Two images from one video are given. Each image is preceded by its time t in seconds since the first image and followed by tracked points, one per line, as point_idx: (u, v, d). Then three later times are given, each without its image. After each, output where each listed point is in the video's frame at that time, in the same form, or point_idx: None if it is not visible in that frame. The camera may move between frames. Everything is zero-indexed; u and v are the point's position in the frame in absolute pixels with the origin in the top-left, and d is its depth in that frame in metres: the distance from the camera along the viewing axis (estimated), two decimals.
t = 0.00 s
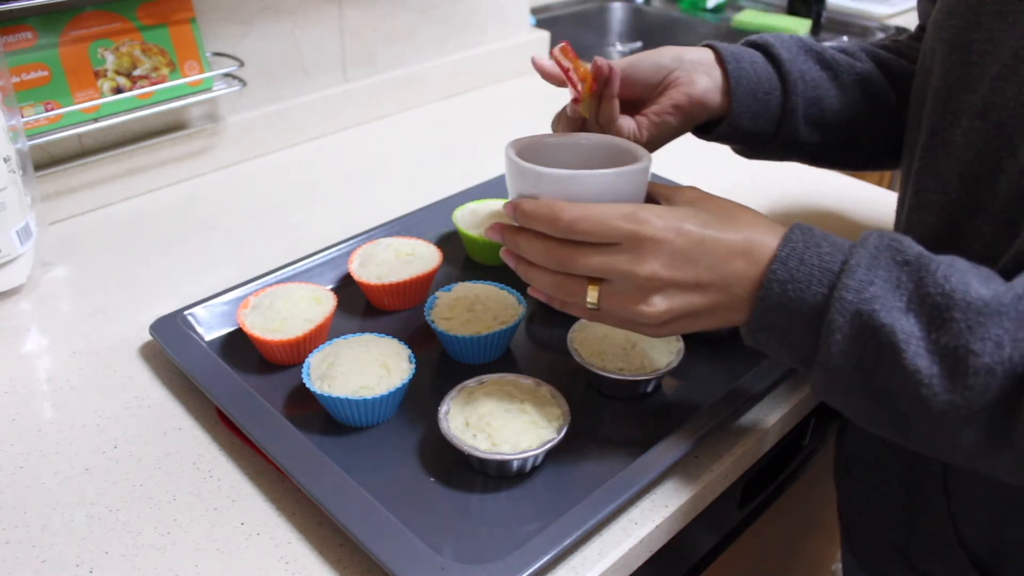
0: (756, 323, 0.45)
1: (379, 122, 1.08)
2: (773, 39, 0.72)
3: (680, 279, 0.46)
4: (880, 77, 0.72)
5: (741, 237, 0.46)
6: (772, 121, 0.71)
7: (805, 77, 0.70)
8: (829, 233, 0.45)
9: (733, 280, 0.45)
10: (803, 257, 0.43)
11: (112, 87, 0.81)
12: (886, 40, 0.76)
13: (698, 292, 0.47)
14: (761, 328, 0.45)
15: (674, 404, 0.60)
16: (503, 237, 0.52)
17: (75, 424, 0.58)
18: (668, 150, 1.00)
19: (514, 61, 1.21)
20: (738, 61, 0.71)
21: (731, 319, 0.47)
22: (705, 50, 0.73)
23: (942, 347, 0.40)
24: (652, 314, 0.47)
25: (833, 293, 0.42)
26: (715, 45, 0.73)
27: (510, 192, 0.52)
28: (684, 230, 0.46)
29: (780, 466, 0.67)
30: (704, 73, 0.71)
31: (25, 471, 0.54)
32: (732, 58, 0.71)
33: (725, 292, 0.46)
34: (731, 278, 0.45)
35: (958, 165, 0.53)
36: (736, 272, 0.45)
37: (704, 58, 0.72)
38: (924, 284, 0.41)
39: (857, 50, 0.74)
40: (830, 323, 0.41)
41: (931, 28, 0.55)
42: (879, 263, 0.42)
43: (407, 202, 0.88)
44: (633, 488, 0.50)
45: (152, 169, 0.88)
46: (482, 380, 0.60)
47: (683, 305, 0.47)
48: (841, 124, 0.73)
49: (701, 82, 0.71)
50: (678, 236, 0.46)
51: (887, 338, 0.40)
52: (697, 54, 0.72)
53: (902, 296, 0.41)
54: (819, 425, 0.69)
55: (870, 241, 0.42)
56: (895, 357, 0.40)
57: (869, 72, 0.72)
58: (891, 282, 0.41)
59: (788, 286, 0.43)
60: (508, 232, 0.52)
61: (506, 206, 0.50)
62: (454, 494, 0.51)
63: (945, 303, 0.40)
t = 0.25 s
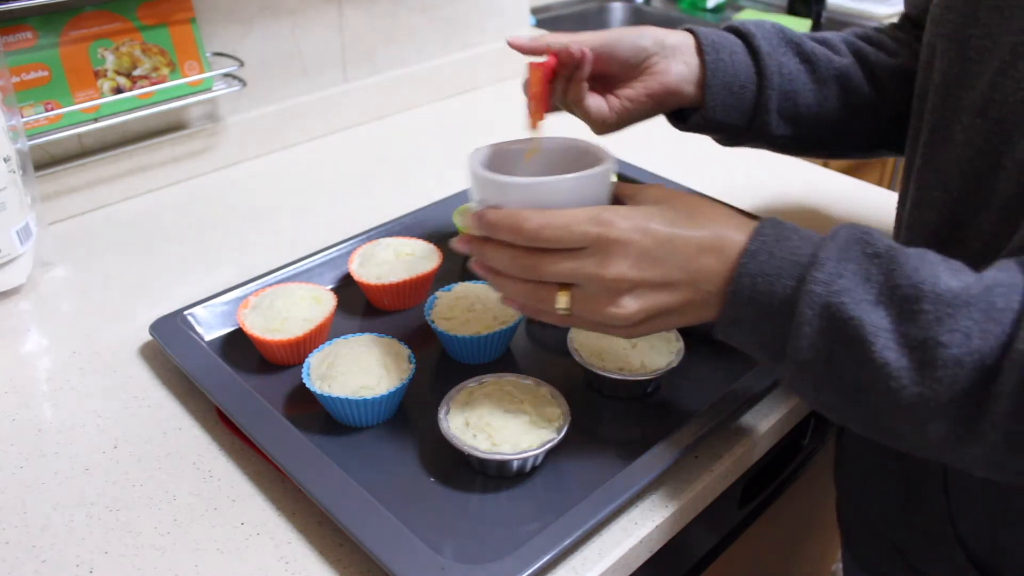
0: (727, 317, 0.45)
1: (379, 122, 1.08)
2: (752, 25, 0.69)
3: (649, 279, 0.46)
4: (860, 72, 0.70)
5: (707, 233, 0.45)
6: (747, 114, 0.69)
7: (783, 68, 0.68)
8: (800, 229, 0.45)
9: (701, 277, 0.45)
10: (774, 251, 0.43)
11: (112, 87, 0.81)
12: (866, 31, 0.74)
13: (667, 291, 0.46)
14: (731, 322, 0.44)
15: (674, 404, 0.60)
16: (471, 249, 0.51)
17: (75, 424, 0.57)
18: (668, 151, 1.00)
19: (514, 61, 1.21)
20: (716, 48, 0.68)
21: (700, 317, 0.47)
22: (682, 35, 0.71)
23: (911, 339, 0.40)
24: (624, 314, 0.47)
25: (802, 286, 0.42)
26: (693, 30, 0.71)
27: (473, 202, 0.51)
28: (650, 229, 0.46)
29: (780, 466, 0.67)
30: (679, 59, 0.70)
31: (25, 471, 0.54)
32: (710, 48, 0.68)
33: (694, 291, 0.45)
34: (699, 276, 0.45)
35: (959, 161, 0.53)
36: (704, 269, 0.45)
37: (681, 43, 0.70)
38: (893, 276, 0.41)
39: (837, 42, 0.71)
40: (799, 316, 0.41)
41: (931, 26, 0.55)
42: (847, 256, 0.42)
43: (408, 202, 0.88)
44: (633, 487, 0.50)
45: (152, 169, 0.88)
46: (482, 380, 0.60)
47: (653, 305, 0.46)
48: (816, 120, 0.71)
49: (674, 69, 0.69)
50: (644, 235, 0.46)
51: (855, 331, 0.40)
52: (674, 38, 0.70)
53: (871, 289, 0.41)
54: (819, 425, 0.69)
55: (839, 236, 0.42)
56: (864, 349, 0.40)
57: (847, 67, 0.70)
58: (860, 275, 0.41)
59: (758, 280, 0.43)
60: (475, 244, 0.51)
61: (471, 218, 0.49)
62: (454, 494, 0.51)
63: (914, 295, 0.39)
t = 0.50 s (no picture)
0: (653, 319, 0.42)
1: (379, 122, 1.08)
2: None
3: (576, 283, 0.43)
4: (791, 48, 0.69)
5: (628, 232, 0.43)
6: (671, 85, 0.68)
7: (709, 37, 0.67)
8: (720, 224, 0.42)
9: (626, 279, 0.43)
10: (696, 246, 0.41)
11: (112, 87, 0.81)
12: (812, 9, 0.72)
13: (596, 294, 0.44)
14: (660, 322, 0.42)
15: (675, 404, 0.60)
16: (397, 267, 0.48)
17: (75, 424, 0.58)
18: (668, 151, 1.00)
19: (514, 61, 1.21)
20: (644, 15, 0.65)
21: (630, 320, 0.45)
22: None
23: (838, 329, 0.38)
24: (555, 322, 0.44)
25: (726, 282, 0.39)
26: None
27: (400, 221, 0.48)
28: (571, 231, 0.44)
29: (780, 466, 0.67)
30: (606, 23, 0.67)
31: (25, 471, 0.54)
32: (639, 15, 0.65)
33: (624, 293, 0.43)
34: (624, 277, 0.43)
35: (953, 162, 0.52)
36: (630, 269, 0.43)
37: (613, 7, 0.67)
38: (817, 267, 0.39)
39: (775, 17, 0.70)
40: (723, 313, 0.39)
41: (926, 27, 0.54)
42: (770, 249, 0.39)
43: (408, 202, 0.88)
44: (633, 487, 0.50)
45: (151, 169, 0.88)
46: (482, 380, 0.60)
47: (583, 309, 0.44)
48: (739, 95, 0.70)
49: (598, 33, 0.66)
50: (565, 238, 0.43)
51: (781, 325, 0.38)
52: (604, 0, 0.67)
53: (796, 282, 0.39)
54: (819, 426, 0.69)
55: (763, 230, 0.40)
56: (791, 343, 0.38)
57: (779, 43, 0.68)
58: (784, 268, 0.39)
59: (683, 276, 0.40)
60: (400, 261, 0.48)
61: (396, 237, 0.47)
62: (454, 494, 0.51)
63: (838, 285, 0.38)
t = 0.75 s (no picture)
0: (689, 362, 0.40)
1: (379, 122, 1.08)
2: (586, 7, 0.66)
3: (604, 328, 0.41)
4: (703, 51, 0.68)
5: (651, 273, 0.41)
6: (581, 101, 0.67)
7: (609, 53, 0.66)
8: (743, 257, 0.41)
9: (653, 321, 0.41)
10: (721, 282, 0.39)
11: (112, 87, 0.81)
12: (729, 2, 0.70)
13: (626, 338, 0.41)
14: (683, 361, 0.40)
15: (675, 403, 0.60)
16: (417, 316, 0.47)
17: (75, 424, 0.58)
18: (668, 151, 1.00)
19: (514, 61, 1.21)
20: (545, 39, 0.65)
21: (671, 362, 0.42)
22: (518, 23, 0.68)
23: (868, 365, 0.37)
24: (584, 369, 0.42)
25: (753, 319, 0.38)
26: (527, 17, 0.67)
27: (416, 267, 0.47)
28: (593, 274, 0.41)
29: (779, 466, 0.67)
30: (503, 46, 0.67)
31: (25, 471, 0.54)
32: (540, 39, 0.64)
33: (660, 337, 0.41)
34: (653, 320, 0.41)
35: (945, 170, 0.52)
36: (656, 311, 0.41)
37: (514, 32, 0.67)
38: (846, 303, 0.37)
39: (685, 18, 0.69)
40: (752, 350, 0.38)
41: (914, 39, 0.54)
42: (797, 284, 0.38)
43: (408, 202, 0.88)
44: (633, 487, 0.50)
45: (151, 169, 0.88)
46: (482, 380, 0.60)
47: (614, 354, 0.42)
48: (650, 104, 0.70)
49: (501, 61, 0.67)
50: (588, 282, 0.41)
51: (811, 362, 0.37)
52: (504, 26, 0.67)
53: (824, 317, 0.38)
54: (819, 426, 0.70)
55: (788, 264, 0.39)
56: (822, 380, 0.37)
57: (688, 49, 0.68)
58: (812, 304, 0.38)
59: (708, 313, 0.39)
60: (421, 309, 0.46)
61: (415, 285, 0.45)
62: (454, 494, 0.51)
63: (866, 321, 0.37)
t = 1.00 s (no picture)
0: (849, 391, 0.40)
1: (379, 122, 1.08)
2: (547, 61, 0.68)
3: (768, 357, 0.39)
4: (671, 84, 0.69)
5: (823, 297, 0.39)
6: (554, 149, 0.69)
7: (575, 103, 0.68)
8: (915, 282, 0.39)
9: (820, 350, 0.39)
10: (900, 316, 0.38)
11: (112, 87, 0.81)
12: (692, 29, 0.71)
13: (787, 366, 0.40)
14: (850, 392, 0.40)
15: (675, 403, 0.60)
16: (554, 329, 0.43)
17: (75, 424, 0.58)
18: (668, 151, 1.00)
19: (515, 61, 1.21)
20: (512, 102, 0.68)
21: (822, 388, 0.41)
22: (482, 88, 0.71)
23: None
24: (739, 397, 0.40)
25: (932, 356, 0.37)
26: (490, 80, 0.70)
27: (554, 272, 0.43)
28: (767, 300, 0.39)
29: (779, 466, 0.67)
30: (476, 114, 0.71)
31: (25, 471, 0.54)
32: (506, 104, 0.68)
33: (818, 364, 0.40)
34: (820, 349, 0.39)
35: (948, 183, 0.53)
36: (824, 340, 0.39)
37: (481, 101, 0.71)
38: None
39: (649, 53, 0.69)
40: (932, 389, 0.38)
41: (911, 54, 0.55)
42: (978, 320, 0.37)
43: (408, 203, 0.88)
44: (633, 487, 0.50)
45: (152, 169, 0.88)
46: (482, 380, 0.60)
47: (775, 382, 0.40)
48: (623, 142, 0.71)
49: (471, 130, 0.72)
50: (761, 308, 0.38)
51: (996, 402, 0.37)
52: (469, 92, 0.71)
53: (1003, 353, 0.37)
54: (819, 426, 0.70)
55: (966, 296, 0.38)
56: (1005, 418, 0.37)
57: (655, 85, 0.68)
58: (992, 341, 0.37)
59: (882, 350, 0.38)
60: (560, 321, 0.43)
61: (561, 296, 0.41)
62: (454, 494, 0.51)
63: None
